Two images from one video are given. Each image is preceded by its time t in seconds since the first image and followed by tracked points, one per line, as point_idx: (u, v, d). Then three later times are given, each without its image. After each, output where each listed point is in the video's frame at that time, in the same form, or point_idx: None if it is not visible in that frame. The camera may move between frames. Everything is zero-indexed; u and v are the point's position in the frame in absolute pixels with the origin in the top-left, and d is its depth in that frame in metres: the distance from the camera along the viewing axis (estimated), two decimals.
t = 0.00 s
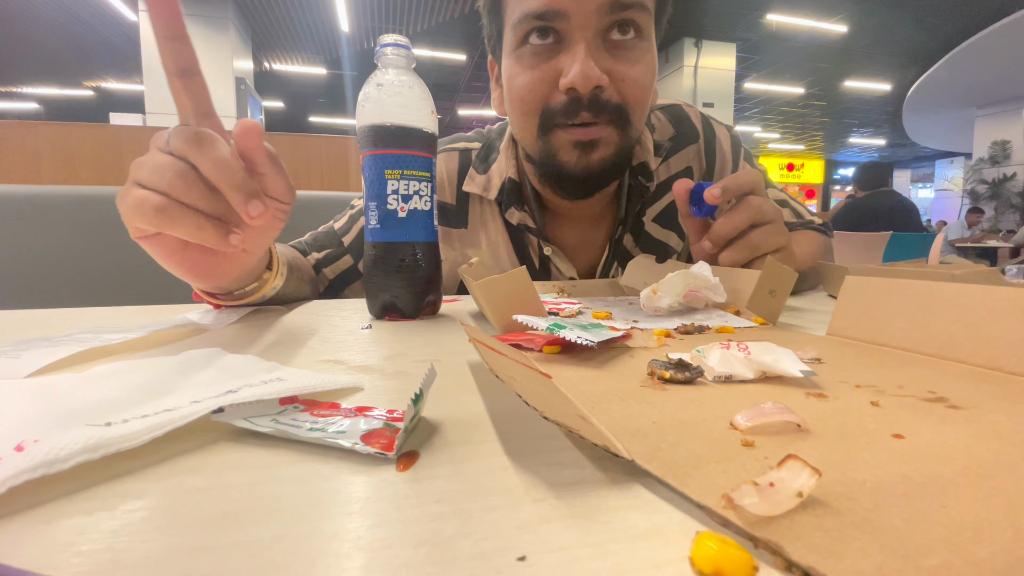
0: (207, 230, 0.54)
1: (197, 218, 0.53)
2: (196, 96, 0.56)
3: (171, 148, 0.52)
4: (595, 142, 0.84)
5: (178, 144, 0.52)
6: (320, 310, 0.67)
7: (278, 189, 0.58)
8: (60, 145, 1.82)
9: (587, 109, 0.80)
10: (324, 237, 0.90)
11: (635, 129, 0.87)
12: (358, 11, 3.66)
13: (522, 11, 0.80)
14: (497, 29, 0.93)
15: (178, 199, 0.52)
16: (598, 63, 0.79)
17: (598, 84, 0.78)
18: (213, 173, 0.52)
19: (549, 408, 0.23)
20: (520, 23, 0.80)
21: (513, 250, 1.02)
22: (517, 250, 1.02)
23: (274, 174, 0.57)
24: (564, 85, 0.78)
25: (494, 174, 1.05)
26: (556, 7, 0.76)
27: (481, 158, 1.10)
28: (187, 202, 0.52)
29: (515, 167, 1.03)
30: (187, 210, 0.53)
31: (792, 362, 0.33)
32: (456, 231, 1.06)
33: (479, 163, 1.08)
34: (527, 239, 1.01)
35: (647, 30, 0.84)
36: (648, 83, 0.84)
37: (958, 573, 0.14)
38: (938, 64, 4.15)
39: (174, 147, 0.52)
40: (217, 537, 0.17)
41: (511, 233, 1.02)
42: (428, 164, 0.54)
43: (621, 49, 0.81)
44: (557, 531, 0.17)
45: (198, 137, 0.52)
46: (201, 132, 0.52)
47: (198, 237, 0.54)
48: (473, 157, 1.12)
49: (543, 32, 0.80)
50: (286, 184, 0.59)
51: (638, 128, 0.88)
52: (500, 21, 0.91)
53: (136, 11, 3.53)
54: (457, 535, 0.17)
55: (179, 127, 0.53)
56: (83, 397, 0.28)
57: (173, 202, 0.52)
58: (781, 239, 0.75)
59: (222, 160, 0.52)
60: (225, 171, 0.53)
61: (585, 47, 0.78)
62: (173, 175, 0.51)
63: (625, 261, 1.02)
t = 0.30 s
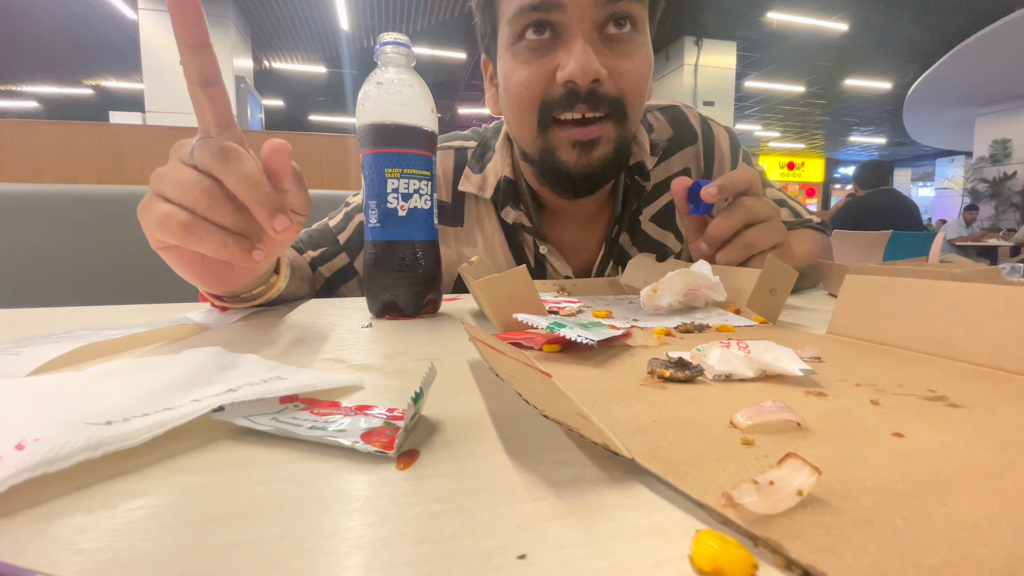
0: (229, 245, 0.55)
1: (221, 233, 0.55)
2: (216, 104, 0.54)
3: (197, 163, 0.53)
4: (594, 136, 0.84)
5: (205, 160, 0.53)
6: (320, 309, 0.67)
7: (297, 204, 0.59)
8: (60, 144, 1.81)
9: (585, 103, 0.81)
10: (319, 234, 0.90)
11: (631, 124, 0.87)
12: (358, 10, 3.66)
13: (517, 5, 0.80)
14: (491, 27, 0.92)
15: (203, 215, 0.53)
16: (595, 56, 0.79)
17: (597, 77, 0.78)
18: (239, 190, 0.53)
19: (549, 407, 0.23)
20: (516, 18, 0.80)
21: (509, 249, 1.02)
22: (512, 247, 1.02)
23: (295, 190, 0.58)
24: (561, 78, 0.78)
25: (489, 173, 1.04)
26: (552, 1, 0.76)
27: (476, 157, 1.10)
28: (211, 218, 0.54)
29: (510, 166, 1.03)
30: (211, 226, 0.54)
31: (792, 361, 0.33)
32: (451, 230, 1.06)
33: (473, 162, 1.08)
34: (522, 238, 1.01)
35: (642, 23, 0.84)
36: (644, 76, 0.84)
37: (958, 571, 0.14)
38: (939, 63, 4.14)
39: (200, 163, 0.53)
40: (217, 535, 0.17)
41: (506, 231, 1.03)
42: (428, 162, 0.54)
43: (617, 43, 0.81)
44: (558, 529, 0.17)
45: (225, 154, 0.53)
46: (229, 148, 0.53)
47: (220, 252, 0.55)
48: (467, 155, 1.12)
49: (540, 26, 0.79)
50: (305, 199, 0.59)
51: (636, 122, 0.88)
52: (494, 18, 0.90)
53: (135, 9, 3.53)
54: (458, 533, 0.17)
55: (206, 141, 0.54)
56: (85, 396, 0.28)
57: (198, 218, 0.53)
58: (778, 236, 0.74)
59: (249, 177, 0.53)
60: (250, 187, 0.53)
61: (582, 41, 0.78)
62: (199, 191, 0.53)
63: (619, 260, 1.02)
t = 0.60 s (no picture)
0: (208, 220, 0.54)
1: (200, 207, 0.54)
2: (197, 82, 0.57)
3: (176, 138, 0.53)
4: (598, 152, 0.85)
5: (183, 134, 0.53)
6: (320, 307, 0.67)
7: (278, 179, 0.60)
8: (59, 141, 1.81)
9: (590, 121, 0.81)
10: (320, 240, 0.90)
11: (639, 138, 0.87)
12: (357, 7, 3.65)
13: (523, 16, 0.79)
14: (494, 33, 0.92)
15: (183, 189, 0.53)
16: (603, 72, 0.79)
17: (603, 95, 0.78)
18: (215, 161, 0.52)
19: (550, 406, 0.23)
20: (522, 30, 0.80)
21: (511, 254, 1.02)
22: (515, 255, 1.02)
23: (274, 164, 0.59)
24: (568, 95, 0.78)
25: (491, 178, 1.05)
26: (559, 13, 0.76)
27: (478, 161, 1.09)
28: (189, 191, 0.53)
29: (513, 172, 1.03)
30: (189, 199, 0.53)
31: (792, 359, 0.33)
32: (452, 235, 1.06)
33: (476, 166, 1.08)
34: (524, 245, 1.01)
35: (652, 35, 0.83)
36: (653, 91, 0.84)
37: (959, 571, 0.14)
38: (940, 61, 4.14)
39: (181, 137, 0.53)
40: (217, 534, 0.17)
41: (510, 238, 1.03)
42: (428, 160, 0.54)
43: (627, 57, 0.81)
44: (558, 528, 0.17)
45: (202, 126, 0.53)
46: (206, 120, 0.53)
47: (200, 227, 0.54)
48: (469, 159, 1.12)
49: (546, 40, 0.79)
50: (286, 176, 0.61)
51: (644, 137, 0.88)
52: (497, 19, 0.90)
53: (135, 7, 3.53)
54: (457, 532, 0.17)
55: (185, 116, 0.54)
56: (84, 394, 0.28)
57: (177, 192, 0.53)
58: (780, 239, 0.74)
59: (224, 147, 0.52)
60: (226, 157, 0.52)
61: (589, 56, 0.78)
62: (177, 164, 0.52)
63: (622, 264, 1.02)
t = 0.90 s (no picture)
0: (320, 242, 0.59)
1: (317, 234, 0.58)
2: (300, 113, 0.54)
3: (298, 165, 0.54)
4: (607, 143, 0.87)
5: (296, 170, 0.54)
6: (321, 305, 0.67)
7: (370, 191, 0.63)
8: (60, 138, 1.81)
9: (602, 112, 0.82)
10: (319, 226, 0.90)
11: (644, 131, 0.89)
12: (358, 5, 3.65)
13: (535, 5, 0.79)
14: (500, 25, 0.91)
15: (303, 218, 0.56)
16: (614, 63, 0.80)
17: (615, 87, 0.79)
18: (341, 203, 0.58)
19: (550, 404, 0.23)
20: (533, 19, 0.79)
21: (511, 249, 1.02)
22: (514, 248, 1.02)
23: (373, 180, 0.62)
24: (579, 86, 0.79)
25: (493, 172, 1.05)
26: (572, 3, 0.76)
27: (479, 155, 1.10)
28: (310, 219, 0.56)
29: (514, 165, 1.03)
30: (309, 227, 0.57)
31: (793, 357, 0.33)
32: (454, 227, 1.05)
33: (478, 161, 1.09)
34: (524, 240, 1.01)
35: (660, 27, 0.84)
36: (661, 84, 0.85)
37: (959, 569, 0.14)
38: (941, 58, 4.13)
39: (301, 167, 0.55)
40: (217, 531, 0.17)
41: (511, 233, 1.02)
42: (428, 157, 0.54)
43: (638, 49, 0.81)
44: (558, 526, 0.17)
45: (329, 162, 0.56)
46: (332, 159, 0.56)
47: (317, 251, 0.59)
48: (471, 152, 1.12)
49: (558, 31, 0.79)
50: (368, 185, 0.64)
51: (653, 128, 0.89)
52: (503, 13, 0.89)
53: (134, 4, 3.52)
54: (457, 530, 0.17)
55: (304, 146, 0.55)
56: (83, 392, 0.28)
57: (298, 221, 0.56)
58: (779, 234, 0.74)
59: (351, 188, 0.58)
60: (352, 202, 0.58)
61: (602, 47, 0.78)
62: (303, 197, 0.55)
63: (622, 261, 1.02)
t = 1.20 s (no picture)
0: (272, 262, 0.56)
1: (268, 255, 0.55)
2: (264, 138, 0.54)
3: (244, 183, 0.52)
4: (635, 117, 0.93)
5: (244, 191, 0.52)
6: (321, 304, 0.67)
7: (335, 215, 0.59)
8: (59, 138, 1.80)
9: (634, 85, 0.89)
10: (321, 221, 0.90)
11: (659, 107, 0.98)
12: (358, 3, 3.64)
13: None
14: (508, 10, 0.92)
15: (249, 237, 0.53)
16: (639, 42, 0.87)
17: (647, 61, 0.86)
18: (291, 225, 0.55)
19: (550, 403, 0.23)
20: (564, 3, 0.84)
21: (509, 238, 1.03)
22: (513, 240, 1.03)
23: (336, 203, 0.59)
24: (619, 61, 0.85)
25: (489, 161, 1.05)
26: None
27: (476, 145, 1.10)
28: (258, 240, 0.54)
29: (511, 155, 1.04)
30: (258, 248, 0.54)
31: (793, 356, 0.33)
32: (452, 215, 1.05)
33: (473, 150, 1.08)
34: (522, 228, 1.02)
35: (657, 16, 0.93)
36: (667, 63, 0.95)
37: (960, 569, 0.14)
38: (942, 57, 4.12)
39: (253, 186, 0.52)
40: (218, 530, 0.17)
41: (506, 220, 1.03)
42: (428, 156, 0.54)
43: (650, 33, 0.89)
44: (558, 525, 0.17)
45: (284, 184, 0.53)
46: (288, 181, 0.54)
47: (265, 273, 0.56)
48: (467, 143, 1.11)
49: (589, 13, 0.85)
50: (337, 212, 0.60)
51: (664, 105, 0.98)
52: (515, 2, 0.90)
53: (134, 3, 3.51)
54: (457, 529, 0.17)
55: (258, 165, 0.53)
56: (83, 391, 0.28)
57: (243, 240, 0.53)
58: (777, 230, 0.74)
59: (302, 210, 0.55)
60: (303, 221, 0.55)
61: (630, 27, 0.85)
62: (247, 216, 0.52)
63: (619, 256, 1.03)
